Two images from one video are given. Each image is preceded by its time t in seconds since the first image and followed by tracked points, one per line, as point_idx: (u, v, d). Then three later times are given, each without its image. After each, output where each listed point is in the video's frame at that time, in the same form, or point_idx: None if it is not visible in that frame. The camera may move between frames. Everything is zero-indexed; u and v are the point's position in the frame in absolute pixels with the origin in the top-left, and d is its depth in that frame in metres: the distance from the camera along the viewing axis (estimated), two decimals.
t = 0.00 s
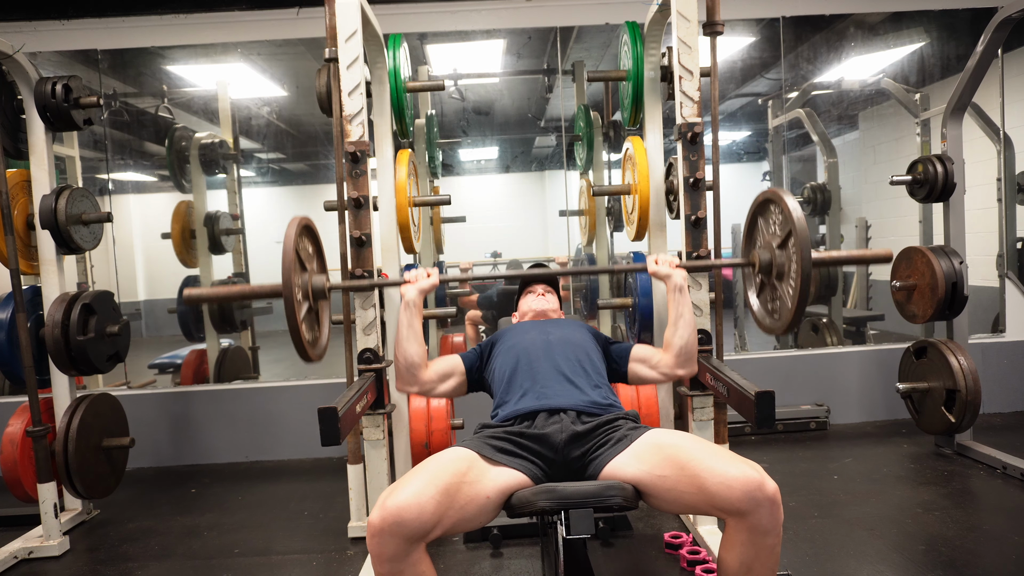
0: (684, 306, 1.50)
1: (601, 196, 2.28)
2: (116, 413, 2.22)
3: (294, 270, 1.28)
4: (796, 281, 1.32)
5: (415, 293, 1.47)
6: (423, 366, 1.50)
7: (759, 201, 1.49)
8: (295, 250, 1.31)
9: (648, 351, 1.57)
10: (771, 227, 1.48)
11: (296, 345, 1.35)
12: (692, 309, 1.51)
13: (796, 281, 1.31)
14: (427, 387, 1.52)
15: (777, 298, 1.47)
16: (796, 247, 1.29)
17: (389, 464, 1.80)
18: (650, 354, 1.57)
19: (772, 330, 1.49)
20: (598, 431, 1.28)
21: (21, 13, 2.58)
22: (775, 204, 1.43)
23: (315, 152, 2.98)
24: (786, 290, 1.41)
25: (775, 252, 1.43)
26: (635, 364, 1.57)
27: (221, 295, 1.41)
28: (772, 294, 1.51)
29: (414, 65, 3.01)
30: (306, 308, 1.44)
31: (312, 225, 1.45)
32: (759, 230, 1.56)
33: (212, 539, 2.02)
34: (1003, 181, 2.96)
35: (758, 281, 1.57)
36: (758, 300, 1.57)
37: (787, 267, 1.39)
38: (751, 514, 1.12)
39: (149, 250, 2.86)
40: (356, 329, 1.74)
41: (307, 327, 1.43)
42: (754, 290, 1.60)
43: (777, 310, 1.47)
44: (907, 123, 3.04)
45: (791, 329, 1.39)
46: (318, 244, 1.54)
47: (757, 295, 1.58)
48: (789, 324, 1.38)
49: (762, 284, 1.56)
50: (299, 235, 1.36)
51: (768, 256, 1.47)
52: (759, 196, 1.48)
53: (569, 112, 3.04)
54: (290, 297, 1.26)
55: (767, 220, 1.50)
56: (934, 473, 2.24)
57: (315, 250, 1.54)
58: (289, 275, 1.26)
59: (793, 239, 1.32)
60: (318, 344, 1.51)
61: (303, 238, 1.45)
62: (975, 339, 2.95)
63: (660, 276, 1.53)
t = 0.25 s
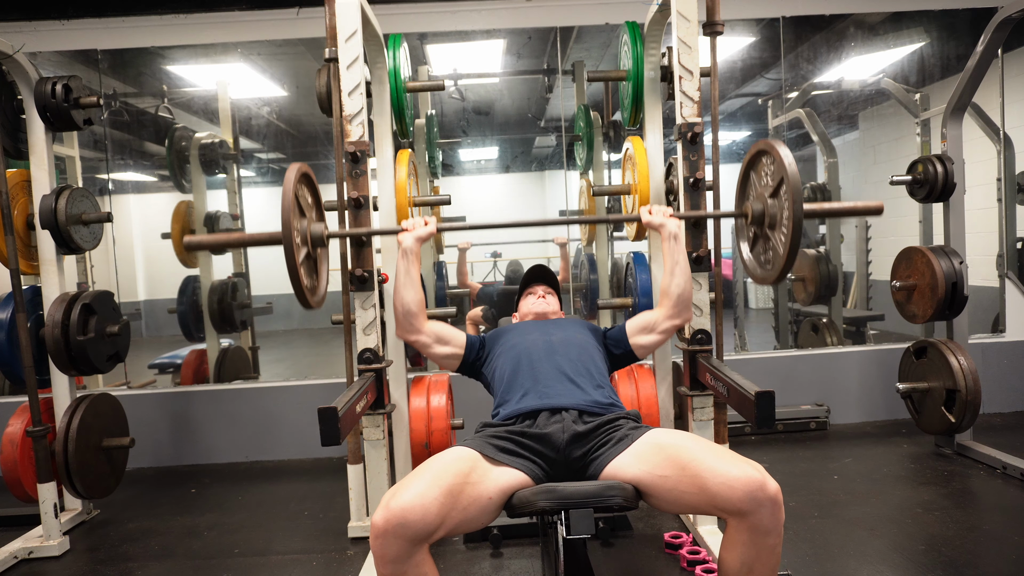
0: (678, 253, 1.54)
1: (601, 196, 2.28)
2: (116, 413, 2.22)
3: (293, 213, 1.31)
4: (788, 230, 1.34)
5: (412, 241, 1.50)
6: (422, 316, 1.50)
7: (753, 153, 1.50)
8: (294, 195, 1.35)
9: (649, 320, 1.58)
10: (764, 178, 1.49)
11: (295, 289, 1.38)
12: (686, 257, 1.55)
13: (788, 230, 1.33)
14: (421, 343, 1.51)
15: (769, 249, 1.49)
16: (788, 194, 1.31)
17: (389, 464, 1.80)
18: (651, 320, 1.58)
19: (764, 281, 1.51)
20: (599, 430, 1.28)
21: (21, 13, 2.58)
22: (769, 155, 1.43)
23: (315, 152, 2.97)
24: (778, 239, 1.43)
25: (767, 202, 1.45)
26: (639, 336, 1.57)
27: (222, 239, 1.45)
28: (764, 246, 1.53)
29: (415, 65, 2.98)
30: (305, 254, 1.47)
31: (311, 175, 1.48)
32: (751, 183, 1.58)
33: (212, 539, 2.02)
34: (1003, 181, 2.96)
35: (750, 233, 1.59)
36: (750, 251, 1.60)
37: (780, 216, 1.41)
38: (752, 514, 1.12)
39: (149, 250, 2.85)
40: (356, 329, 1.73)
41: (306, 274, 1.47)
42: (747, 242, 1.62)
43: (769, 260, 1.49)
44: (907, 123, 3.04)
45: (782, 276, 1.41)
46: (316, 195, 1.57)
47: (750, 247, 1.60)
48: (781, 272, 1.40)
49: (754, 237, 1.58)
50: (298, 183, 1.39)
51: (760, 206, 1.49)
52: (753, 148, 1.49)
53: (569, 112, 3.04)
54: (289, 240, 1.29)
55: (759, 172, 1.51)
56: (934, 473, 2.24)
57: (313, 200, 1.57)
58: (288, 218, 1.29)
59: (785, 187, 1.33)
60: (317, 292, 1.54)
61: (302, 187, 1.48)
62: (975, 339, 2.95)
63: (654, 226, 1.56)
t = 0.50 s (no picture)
0: (664, 206, 1.56)
1: (601, 196, 2.28)
2: (117, 413, 2.22)
3: (289, 161, 1.31)
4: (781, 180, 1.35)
5: (410, 194, 1.50)
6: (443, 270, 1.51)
7: (747, 105, 1.50)
8: (291, 144, 1.34)
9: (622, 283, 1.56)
10: (757, 130, 1.49)
11: (292, 239, 1.39)
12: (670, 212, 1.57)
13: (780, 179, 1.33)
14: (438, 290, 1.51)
15: (762, 201, 1.50)
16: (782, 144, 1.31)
17: (389, 464, 1.80)
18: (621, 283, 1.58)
19: (757, 232, 1.52)
20: (600, 430, 1.28)
21: (21, 13, 2.58)
22: (762, 108, 1.43)
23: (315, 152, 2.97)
24: (771, 190, 1.44)
25: (762, 153, 1.46)
26: (616, 305, 1.58)
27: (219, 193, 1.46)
28: (758, 198, 1.54)
29: (415, 65, 2.99)
30: (303, 207, 1.48)
31: (308, 127, 1.48)
32: (746, 136, 1.58)
33: (212, 539, 2.02)
34: (1003, 181, 2.95)
35: (745, 186, 1.59)
36: (745, 204, 1.61)
37: (773, 167, 1.42)
38: (752, 514, 1.12)
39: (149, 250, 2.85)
40: (356, 329, 1.73)
41: (304, 227, 1.48)
42: (742, 194, 1.63)
43: (763, 213, 1.50)
44: (907, 122, 3.04)
45: (775, 228, 1.43)
46: (312, 147, 1.57)
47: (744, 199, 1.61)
48: (774, 224, 1.42)
49: (749, 190, 1.58)
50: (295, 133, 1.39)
51: (754, 158, 1.49)
52: (749, 101, 1.48)
53: (569, 112, 3.03)
54: (286, 187, 1.29)
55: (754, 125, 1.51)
56: (934, 473, 2.24)
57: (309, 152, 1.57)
58: (286, 166, 1.30)
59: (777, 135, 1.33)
60: (315, 245, 1.55)
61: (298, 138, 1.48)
62: (975, 339, 2.95)
63: (648, 177, 1.56)
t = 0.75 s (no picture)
0: (671, 233, 1.57)
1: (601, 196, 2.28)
2: (116, 413, 2.22)
3: (288, 189, 1.32)
4: (785, 209, 1.35)
5: (410, 219, 1.50)
6: (427, 300, 1.51)
7: (750, 128, 1.50)
8: (290, 170, 1.35)
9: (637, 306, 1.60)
10: (760, 155, 1.49)
11: (291, 266, 1.39)
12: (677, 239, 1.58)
13: (784, 208, 1.34)
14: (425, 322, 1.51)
15: (766, 227, 1.50)
16: (785, 171, 1.31)
17: (389, 464, 1.80)
18: (636, 306, 1.61)
19: (762, 258, 1.51)
20: (598, 431, 1.28)
21: (21, 13, 2.57)
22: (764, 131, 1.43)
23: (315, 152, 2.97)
24: (774, 218, 1.44)
25: (764, 179, 1.45)
26: (626, 322, 1.60)
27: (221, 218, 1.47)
28: (761, 225, 1.53)
29: (414, 65, 3.01)
30: (302, 233, 1.49)
31: (308, 152, 1.49)
32: (748, 159, 1.58)
33: (212, 539, 2.02)
34: (1002, 181, 2.95)
35: (747, 211, 1.59)
36: (747, 230, 1.61)
37: (776, 194, 1.41)
38: (750, 513, 1.12)
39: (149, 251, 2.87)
40: (356, 329, 1.73)
41: (303, 253, 1.49)
42: (743, 220, 1.62)
43: (766, 239, 1.50)
44: (907, 122, 3.03)
45: (780, 255, 1.42)
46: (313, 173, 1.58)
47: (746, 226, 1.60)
48: (778, 252, 1.42)
49: (750, 216, 1.58)
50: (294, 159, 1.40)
51: (757, 184, 1.49)
52: (751, 122, 1.48)
53: (569, 112, 3.03)
54: (285, 215, 1.30)
55: (756, 147, 1.51)
56: (934, 473, 2.24)
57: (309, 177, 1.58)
58: (285, 194, 1.31)
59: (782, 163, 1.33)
60: (314, 272, 1.56)
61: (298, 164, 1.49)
62: (975, 339, 2.95)
63: (651, 204, 1.58)
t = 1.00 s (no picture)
0: (684, 318, 1.49)
1: (601, 196, 2.28)
2: (117, 413, 2.22)
3: (292, 279, 1.25)
4: (797, 297, 1.32)
5: (414, 306, 1.45)
6: (427, 380, 1.50)
7: (760, 209, 1.48)
8: (293, 259, 1.28)
9: (645, 359, 1.57)
10: (773, 235, 1.47)
11: (292, 359, 1.30)
12: (691, 322, 1.51)
13: (796, 295, 1.31)
14: (432, 399, 1.52)
15: (777, 310, 1.47)
16: (798, 260, 1.29)
17: (389, 465, 1.80)
18: (647, 362, 1.57)
19: (774, 342, 1.48)
20: (599, 432, 1.28)
21: (21, 13, 2.58)
22: (778, 214, 1.41)
23: (315, 152, 2.98)
24: (786, 304, 1.41)
25: (777, 263, 1.43)
26: (636, 373, 1.57)
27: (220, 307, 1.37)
28: (772, 304, 1.51)
29: (414, 65, 3.01)
30: (304, 321, 1.40)
31: (311, 236, 1.42)
32: (760, 237, 1.55)
33: (212, 539, 2.02)
34: (1003, 181, 2.95)
35: (759, 290, 1.56)
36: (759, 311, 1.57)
37: (788, 280, 1.38)
38: (752, 514, 1.12)
39: (148, 251, 2.86)
40: (356, 329, 1.73)
41: (304, 341, 1.40)
42: (755, 299, 1.60)
43: (777, 322, 1.47)
44: (907, 122, 3.03)
45: (792, 342, 1.39)
46: (318, 256, 1.50)
47: (758, 305, 1.58)
48: (787, 339, 1.38)
49: (762, 294, 1.56)
50: (298, 244, 1.33)
51: (769, 267, 1.46)
52: (762, 203, 1.46)
53: (569, 112, 3.03)
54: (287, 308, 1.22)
55: (769, 227, 1.49)
56: (933, 473, 2.24)
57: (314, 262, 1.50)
58: (286, 283, 1.23)
59: (795, 250, 1.31)
60: (316, 358, 1.46)
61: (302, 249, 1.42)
62: (975, 339, 2.95)
63: (660, 287, 1.50)
